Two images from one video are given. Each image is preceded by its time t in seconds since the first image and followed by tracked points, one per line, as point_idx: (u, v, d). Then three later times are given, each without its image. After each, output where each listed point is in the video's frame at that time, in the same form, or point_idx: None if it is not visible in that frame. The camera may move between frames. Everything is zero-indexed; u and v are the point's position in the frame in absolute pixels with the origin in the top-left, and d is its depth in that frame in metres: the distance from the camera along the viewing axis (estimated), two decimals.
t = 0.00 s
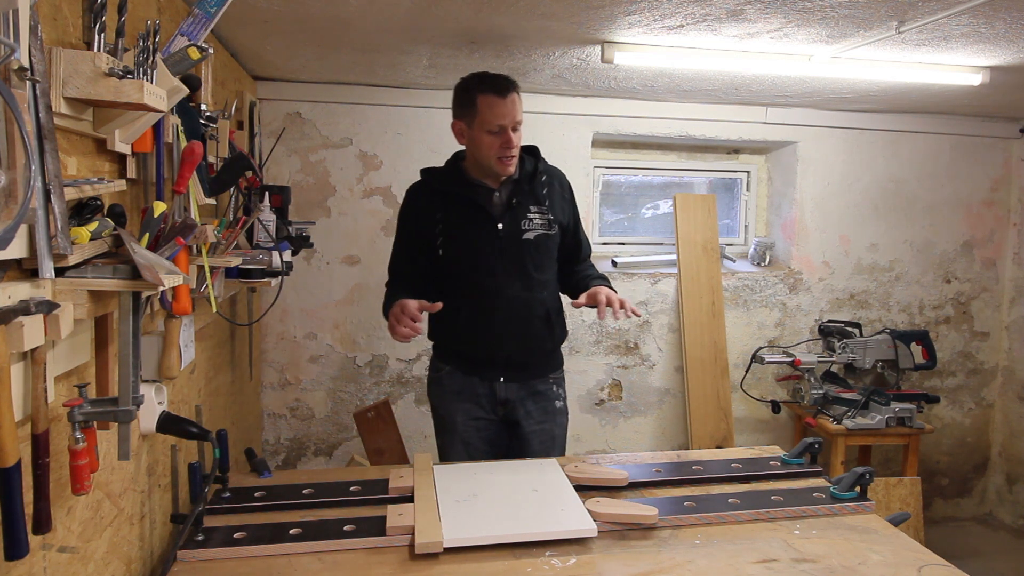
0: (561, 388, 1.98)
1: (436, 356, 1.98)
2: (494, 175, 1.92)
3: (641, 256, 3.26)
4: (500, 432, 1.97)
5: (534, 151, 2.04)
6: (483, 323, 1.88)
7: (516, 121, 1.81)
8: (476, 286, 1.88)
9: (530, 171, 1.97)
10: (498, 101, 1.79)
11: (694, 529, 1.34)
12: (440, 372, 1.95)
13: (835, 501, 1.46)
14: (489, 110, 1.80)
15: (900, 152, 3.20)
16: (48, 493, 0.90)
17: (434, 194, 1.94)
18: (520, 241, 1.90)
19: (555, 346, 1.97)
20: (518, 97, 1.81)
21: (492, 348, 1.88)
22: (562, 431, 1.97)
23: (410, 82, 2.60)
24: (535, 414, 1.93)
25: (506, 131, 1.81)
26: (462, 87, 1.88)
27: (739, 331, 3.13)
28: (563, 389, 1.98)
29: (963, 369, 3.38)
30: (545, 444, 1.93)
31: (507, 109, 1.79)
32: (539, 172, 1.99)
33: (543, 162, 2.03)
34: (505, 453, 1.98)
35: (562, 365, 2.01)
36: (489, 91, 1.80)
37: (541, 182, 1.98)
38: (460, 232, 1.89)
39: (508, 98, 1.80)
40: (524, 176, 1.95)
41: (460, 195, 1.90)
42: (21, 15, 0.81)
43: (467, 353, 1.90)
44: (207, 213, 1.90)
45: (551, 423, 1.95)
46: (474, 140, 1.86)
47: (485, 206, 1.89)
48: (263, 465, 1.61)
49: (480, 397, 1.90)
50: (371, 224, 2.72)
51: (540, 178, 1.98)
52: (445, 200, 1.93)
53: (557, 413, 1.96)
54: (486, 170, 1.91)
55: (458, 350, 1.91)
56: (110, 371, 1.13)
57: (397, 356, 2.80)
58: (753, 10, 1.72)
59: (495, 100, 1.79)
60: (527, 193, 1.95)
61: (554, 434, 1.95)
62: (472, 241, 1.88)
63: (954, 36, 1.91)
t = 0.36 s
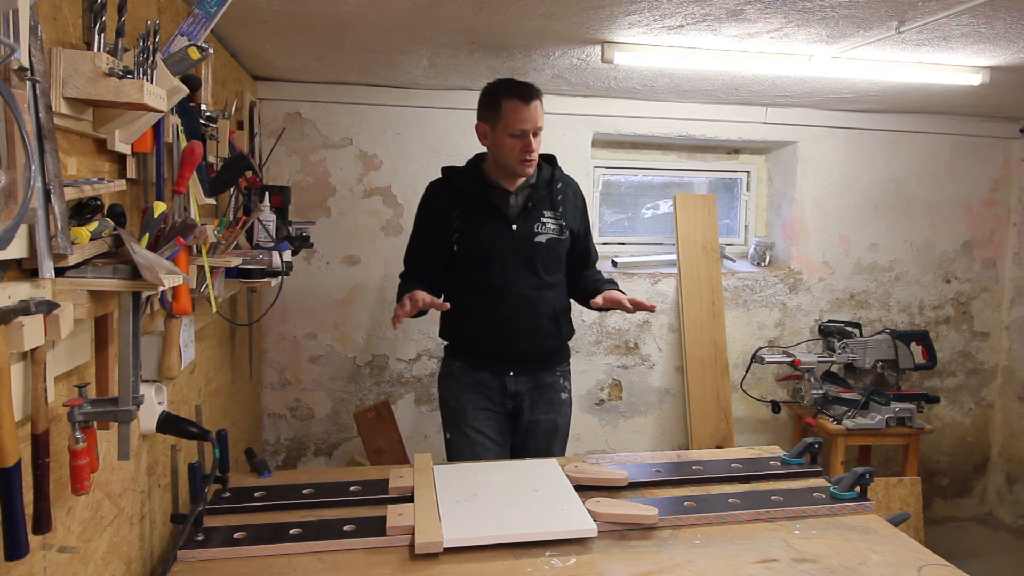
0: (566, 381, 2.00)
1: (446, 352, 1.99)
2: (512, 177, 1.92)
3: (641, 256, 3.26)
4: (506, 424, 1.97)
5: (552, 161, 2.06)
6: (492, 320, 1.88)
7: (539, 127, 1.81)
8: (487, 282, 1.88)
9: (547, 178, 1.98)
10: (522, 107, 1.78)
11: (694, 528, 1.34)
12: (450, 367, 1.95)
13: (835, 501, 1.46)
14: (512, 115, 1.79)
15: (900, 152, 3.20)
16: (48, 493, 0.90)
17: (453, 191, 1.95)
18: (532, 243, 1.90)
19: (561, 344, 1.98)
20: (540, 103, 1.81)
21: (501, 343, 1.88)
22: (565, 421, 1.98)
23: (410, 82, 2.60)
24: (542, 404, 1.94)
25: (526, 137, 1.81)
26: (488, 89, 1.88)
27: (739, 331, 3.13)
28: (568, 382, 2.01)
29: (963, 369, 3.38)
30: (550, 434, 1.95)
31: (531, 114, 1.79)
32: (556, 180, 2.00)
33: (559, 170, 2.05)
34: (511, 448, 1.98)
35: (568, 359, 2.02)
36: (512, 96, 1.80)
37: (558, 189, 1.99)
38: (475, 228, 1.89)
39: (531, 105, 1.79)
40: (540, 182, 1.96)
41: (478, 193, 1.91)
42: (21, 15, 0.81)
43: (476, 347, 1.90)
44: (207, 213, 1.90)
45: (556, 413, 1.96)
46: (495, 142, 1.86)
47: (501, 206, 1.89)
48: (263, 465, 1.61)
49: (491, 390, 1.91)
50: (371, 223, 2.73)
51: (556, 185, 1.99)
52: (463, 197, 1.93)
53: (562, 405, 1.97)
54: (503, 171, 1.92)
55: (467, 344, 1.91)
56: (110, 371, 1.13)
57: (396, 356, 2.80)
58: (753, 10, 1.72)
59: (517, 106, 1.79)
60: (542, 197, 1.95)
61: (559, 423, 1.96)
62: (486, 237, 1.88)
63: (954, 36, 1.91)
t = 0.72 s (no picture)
0: (568, 376, 2.00)
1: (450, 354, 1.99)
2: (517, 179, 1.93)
3: (641, 256, 3.26)
4: (509, 422, 1.97)
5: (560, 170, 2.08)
6: (496, 319, 1.88)
7: (527, 126, 1.81)
8: (492, 282, 1.88)
9: (556, 185, 1.98)
10: (510, 105, 1.81)
11: (694, 528, 1.34)
12: (453, 368, 1.96)
13: (835, 501, 1.46)
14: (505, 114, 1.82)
15: (900, 152, 3.20)
16: (48, 493, 0.90)
17: (461, 191, 1.95)
18: (537, 247, 1.91)
19: (563, 344, 1.99)
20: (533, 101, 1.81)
21: (504, 341, 1.88)
22: (568, 417, 1.98)
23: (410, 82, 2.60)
24: (545, 401, 1.94)
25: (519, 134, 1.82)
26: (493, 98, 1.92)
27: (739, 331, 3.13)
28: (571, 377, 2.01)
29: (963, 369, 3.38)
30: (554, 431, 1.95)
31: (518, 112, 1.80)
32: (564, 188, 2.01)
33: (568, 178, 2.06)
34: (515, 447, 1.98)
35: (570, 355, 2.03)
36: (504, 97, 1.82)
37: (565, 198, 2.00)
38: (483, 229, 1.89)
39: (524, 103, 1.81)
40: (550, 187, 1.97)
41: (486, 193, 1.91)
42: (21, 15, 0.81)
43: (479, 346, 1.90)
44: (207, 212, 1.90)
45: (559, 409, 1.96)
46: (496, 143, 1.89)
47: (509, 207, 1.90)
48: (263, 465, 1.61)
49: (494, 389, 1.91)
50: (371, 223, 2.73)
51: (564, 192, 2.00)
52: (472, 197, 1.93)
53: (565, 400, 1.97)
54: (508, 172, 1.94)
55: (470, 343, 1.92)
56: (111, 371, 1.13)
57: (397, 356, 2.80)
58: (753, 11, 1.72)
59: (508, 105, 1.81)
60: (550, 203, 1.96)
61: (562, 419, 1.96)
62: (493, 238, 1.88)
63: (954, 36, 1.91)
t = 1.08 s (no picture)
0: (569, 376, 2.00)
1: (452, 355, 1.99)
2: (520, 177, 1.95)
3: (641, 256, 3.26)
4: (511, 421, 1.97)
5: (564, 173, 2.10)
6: (498, 318, 1.88)
7: (529, 119, 1.84)
8: (494, 279, 1.88)
9: (559, 186, 1.99)
10: (512, 100, 1.84)
11: (694, 528, 1.34)
12: (455, 368, 1.96)
13: (835, 501, 1.46)
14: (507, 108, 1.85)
15: (900, 152, 3.20)
16: (48, 494, 0.90)
17: (466, 190, 1.97)
18: (539, 246, 1.91)
19: (565, 343, 1.98)
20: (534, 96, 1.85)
21: (506, 340, 1.88)
22: (570, 416, 1.98)
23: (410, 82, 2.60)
24: (547, 400, 1.94)
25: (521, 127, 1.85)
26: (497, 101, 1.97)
27: (739, 331, 3.13)
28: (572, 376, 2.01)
29: (963, 369, 3.38)
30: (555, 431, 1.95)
31: (519, 106, 1.84)
32: (567, 189, 2.02)
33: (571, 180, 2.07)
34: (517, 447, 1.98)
35: (572, 354, 2.03)
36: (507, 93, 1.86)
37: (569, 199, 2.01)
38: (486, 227, 1.90)
39: (525, 97, 1.84)
40: (553, 188, 1.98)
41: (490, 192, 1.93)
42: (21, 15, 0.81)
43: (481, 345, 1.90)
44: (207, 212, 1.90)
45: (561, 408, 1.96)
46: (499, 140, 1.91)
47: (512, 206, 1.90)
48: (263, 465, 1.61)
49: (496, 389, 1.91)
50: (371, 223, 2.73)
51: (568, 194, 2.02)
52: (476, 196, 1.95)
53: (566, 400, 1.97)
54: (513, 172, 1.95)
55: (471, 342, 1.91)
56: (110, 371, 1.13)
57: (397, 356, 2.80)
58: (753, 10, 1.72)
59: (511, 100, 1.84)
60: (553, 203, 1.97)
61: (563, 419, 1.96)
62: (496, 236, 1.89)
63: (954, 36, 1.91)
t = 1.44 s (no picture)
0: (570, 378, 2.00)
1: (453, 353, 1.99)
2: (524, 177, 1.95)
3: (641, 256, 3.26)
4: (512, 423, 1.97)
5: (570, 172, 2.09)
6: (501, 315, 1.88)
7: (531, 122, 1.83)
8: (497, 277, 1.88)
9: (565, 185, 2.00)
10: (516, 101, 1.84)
11: (694, 528, 1.34)
12: (457, 367, 1.96)
13: (835, 501, 1.46)
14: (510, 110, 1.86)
15: (900, 151, 3.20)
16: (48, 494, 0.90)
17: (470, 187, 1.97)
18: (543, 243, 1.91)
19: (568, 343, 1.98)
20: (538, 99, 1.84)
21: (508, 338, 1.88)
22: (570, 419, 1.98)
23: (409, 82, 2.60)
24: (548, 403, 1.94)
25: (521, 129, 1.85)
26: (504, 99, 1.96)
27: (739, 331, 3.13)
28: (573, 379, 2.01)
29: (963, 369, 3.38)
30: (555, 433, 1.95)
31: (521, 109, 1.83)
32: (573, 188, 2.02)
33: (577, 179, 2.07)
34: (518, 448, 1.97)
35: (574, 355, 2.03)
36: (512, 94, 1.86)
37: (574, 198, 2.01)
38: (490, 224, 1.90)
39: (528, 100, 1.83)
40: (558, 186, 1.98)
41: (495, 189, 1.93)
42: (21, 15, 0.81)
43: (483, 343, 1.90)
44: (207, 212, 1.90)
45: (561, 411, 1.96)
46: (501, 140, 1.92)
47: (517, 204, 1.91)
48: (263, 465, 1.61)
49: (498, 389, 1.91)
50: (371, 223, 2.73)
51: (573, 193, 2.02)
52: (481, 193, 1.95)
53: (567, 403, 1.97)
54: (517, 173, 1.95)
55: (473, 340, 1.91)
56: (110, 371, 1.13)
57: (397, 356, 2.80)
58: (753, 10, 1.72)
59: (513, 102, 1.84)
60: (558, 201, 1.97)
61: (564, 422, 1.96)
62: (499, 233, 1.89)
63: (954, 36, 1.91)
